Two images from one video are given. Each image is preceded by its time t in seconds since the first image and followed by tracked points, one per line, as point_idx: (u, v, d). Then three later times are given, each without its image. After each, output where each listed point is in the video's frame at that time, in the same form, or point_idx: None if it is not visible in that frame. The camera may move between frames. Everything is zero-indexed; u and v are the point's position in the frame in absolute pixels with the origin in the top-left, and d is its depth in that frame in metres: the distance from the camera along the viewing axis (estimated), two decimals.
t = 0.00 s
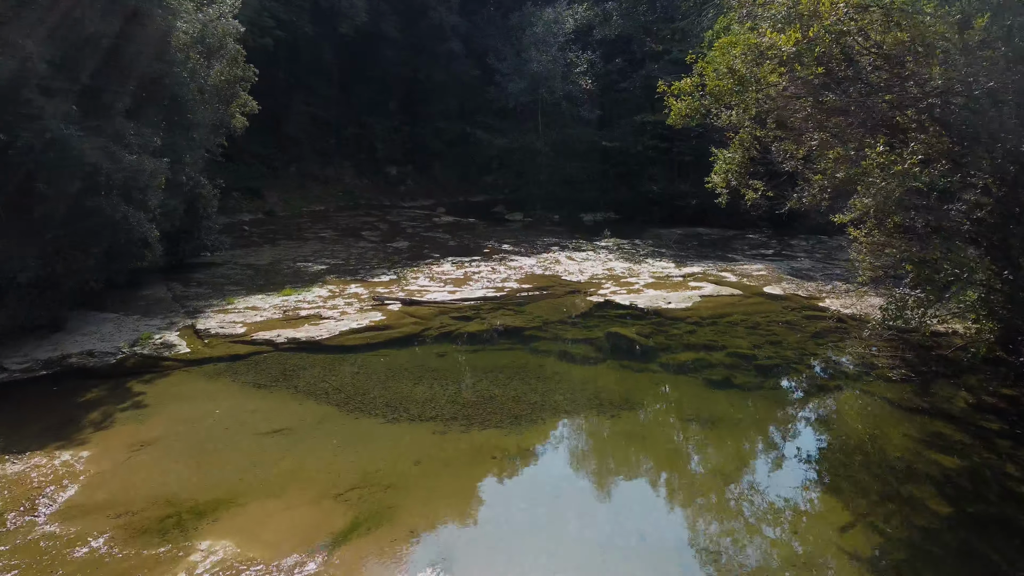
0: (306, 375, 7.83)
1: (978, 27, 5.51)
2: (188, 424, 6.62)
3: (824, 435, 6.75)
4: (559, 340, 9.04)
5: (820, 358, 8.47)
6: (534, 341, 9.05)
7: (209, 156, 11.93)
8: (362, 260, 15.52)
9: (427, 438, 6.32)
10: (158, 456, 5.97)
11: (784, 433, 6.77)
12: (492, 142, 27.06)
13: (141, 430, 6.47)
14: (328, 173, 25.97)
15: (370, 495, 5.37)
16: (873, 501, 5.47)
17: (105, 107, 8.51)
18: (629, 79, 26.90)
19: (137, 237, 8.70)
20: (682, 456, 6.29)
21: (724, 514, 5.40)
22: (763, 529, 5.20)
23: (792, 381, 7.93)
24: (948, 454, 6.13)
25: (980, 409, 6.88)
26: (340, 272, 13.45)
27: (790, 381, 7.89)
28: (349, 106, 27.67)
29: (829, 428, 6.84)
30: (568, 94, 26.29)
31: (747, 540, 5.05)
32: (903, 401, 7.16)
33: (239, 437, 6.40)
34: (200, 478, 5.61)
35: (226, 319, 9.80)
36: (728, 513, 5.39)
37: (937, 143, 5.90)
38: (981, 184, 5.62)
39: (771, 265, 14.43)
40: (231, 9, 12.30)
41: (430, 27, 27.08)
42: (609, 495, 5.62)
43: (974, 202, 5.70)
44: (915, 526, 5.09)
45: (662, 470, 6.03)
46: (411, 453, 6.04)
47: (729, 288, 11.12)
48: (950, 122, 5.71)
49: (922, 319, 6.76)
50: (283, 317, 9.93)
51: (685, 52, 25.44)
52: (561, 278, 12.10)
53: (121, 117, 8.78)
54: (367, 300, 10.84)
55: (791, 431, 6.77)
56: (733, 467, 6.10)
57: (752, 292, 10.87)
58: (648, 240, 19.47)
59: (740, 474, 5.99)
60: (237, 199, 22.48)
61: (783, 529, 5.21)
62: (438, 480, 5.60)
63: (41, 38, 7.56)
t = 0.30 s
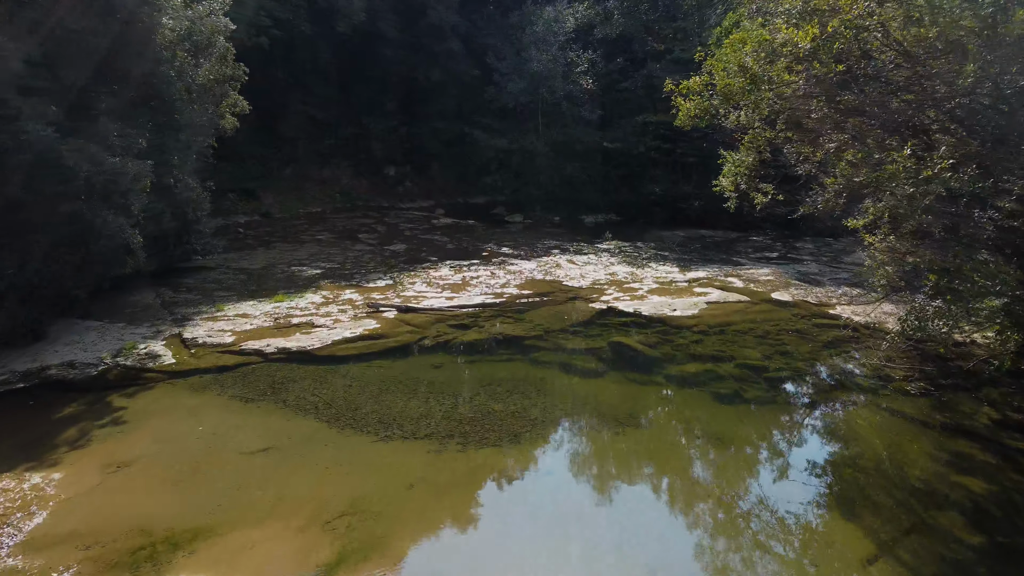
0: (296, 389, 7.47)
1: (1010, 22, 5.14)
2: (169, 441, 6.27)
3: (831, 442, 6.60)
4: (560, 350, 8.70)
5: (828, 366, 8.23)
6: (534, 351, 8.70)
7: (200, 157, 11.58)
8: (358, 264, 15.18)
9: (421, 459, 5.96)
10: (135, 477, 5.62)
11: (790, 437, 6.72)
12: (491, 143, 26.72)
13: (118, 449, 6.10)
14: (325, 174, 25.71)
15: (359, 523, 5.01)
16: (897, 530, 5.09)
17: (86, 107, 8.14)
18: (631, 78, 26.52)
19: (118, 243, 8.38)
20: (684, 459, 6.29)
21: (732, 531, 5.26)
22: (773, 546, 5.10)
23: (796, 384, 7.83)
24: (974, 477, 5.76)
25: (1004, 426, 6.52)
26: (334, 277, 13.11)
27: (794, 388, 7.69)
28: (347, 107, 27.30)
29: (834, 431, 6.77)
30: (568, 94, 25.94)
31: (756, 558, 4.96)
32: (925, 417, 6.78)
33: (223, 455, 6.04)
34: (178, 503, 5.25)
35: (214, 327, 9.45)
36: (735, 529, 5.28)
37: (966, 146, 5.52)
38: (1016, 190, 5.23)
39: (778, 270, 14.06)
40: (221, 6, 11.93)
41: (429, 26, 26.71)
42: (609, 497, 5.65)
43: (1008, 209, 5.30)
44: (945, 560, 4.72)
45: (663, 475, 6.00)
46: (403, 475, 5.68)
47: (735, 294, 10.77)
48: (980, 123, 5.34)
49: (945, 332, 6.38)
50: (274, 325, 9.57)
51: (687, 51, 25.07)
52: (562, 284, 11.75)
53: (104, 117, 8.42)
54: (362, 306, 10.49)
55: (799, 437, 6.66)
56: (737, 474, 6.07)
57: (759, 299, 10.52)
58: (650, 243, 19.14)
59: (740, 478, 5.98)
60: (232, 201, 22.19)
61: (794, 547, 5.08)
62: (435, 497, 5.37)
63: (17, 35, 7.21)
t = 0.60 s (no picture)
0: (285, 404, 7.11)
1: None
2: (147, 461, 5.90)
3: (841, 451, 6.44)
4: (561, 361, 8.35)
5: (839, 377, 7.95)
6: (534, 362, 8.35)
7: (188, 160, 11.22)
8: (354, 267, 14.82)
9: (415, 482, 5.61)
10: (109, 502, 5.25)
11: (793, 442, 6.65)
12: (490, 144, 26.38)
13: (92, 471, 5.73)
14: (323, 175, 25.41)
15: (346, 556, 4.65)
16: (926, 562, 4.73)
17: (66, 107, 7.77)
18: (632, 78, 26.10)
19: (99, 249, 8.04)
20: (686, 461, 6.20)
21: (740, 548, 5.09)
22: (782, 564, 4.90)
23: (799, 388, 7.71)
24: (1004, 503, 5.39)
25: None
26: (329, 282, 12.76)
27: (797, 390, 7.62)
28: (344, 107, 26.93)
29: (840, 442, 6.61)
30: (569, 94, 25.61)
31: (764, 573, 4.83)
32: (948, 435, 6.41)
33: (204, 477, 5.68)
34: (152, 532, 4.88)
35: (202, 337, 9.09)
36: (744, 546, 5.10)
37: (999, 149, 5.15)
38: None
39: (786, 274, 13.67)
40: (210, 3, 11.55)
41: (427, 25, 26.31)
42: (609, 502, 5.62)
43: None
44: None
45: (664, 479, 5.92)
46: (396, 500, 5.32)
47: (742, 301, 10.41)
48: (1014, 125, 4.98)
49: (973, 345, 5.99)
50: (264, 334, 9.22)
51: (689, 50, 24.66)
52: (563, 289, 11.40)
53: (85, 118, 8.05)
54: (356, 314, 10.13)
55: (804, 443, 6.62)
56: (738, 475, 5.97)
57: (767, 306, 10.16)
58: (652, 246, 18.82)
59: (742, 478, 5.92)
60: (228, 203, 21.88)
61: (806, 565, 4.89)
62: (430, 522, 5.04)
63: None
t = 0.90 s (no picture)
0: (273, 420, 6.76)
1: None
2: (122, 485, 5.55)
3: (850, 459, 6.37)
4: (563, 373, 8.00)
5: (854, 391, 7.57)
6: (536, 374, 8.00)
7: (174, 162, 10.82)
8: (349, 271, 14.48)
9: (408, 508, 5.24)
10: (77, 532, 4.90)
11: (798, 447, 6.59)
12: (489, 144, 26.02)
13: (63, 496, 5.37)
14: (320, 176, 25.03)
15: None
16: None
17: (45, 107, 7.42)
18: (634, 78, 25.72)
19: (79, 259, 7.60)
20: (689, 465, 6.14)
21: (750, 567, 4.97)
22: None
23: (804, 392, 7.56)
24: None
25: None
26: (323, 287, 12.40)
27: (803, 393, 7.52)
28: (341, 107, 26.58)
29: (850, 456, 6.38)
30: (569, 95, 25.09)
31: None
32: (973, 455, 6.07)
33: (182, 503, 5.33)
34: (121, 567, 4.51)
35: (188, 347, 8.75)
36: (752, 566, 4.97)
37: None
38: None
39: (793, 279, 13.32)
40: None
41: (425, 23, 25.92)
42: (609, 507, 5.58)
43: None
44: None
45: (666, 483, 5.82)
46: (388, 529, 4.95)
47: (750, 308, 10.04)
48: None
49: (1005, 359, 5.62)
50: (253, 343, 8.87)
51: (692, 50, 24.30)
52: (564, 295, 11.04)
53: (67, 118, 7.69)
54: (349, 322, 9.77)
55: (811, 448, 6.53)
56: (741, 481, 5.95)
57: (776, 314, 9.79)
58: (655, 249, 18.48)
59: (744, 482, 5.93)
60: (223, 204, 21.55)
61: None
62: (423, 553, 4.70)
63: None
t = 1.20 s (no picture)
0: (259, 438, 6.41)
1: None
2: (95, 510, 5.20)
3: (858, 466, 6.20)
4: (564, 386, 7.65)
5: (872, 407, 7.19)
6: (536, 387, 7.66)
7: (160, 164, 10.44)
8: (345, 275, 14.13)
9: (400, 537, 4.88)
10: (41, 564, 4.55)
11: (805, 453, 6.46)
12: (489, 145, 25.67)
13: (29, 524, 5.02)
14: (317, 177, 24.68)
15: None
16: None
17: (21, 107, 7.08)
18: (635, 77, 25.33)
19: (55, 265, 7.20)
20: (691, 469, 6.07)
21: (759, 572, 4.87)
22: None
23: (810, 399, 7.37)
24: None
25: None
26: (317, 292, 12.04)
27: (809, 398, 7.36)
28: (338, 107, 26.22)
29: (863, 472, 6.08)
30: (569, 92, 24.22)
31: None
32: (998, 477, 5.73)
33: (158, 530, 4.97)
34: None
35: (173, 357, 8.39)
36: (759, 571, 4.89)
37: None
38: None
39: (800, 283, 12.98)
40: None
41: (424, 22, 25.57)
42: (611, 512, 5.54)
43: None
44: None
45: (666, 487, 5.83)
46: (378, 561, 4.60)
47: (758, 315, 9.69)
48: None
49: None
50: (242, 353, 8.51)
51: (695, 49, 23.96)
52: (565, 301, 10.68)
53: (46, 119, 7.36)
54: (343, 329, 9.40)
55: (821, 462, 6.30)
56: (744, 485, 5.92)
57: (786, 322, 9.44)
58: (658, 251, 18.16)
59: (750, 484, 5.93)
60: (218, 206, 21.22)
61: None
62: None
63: None
